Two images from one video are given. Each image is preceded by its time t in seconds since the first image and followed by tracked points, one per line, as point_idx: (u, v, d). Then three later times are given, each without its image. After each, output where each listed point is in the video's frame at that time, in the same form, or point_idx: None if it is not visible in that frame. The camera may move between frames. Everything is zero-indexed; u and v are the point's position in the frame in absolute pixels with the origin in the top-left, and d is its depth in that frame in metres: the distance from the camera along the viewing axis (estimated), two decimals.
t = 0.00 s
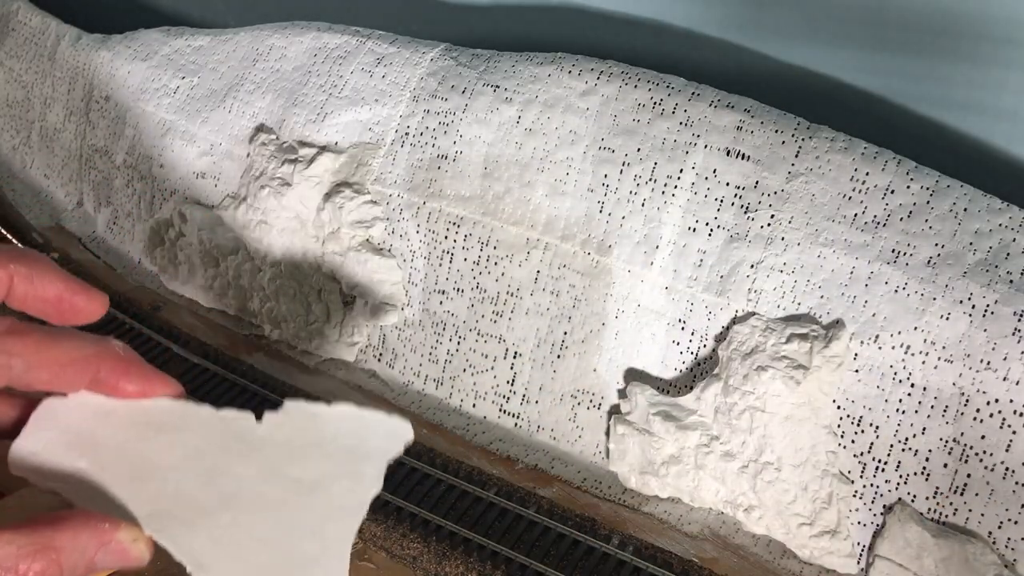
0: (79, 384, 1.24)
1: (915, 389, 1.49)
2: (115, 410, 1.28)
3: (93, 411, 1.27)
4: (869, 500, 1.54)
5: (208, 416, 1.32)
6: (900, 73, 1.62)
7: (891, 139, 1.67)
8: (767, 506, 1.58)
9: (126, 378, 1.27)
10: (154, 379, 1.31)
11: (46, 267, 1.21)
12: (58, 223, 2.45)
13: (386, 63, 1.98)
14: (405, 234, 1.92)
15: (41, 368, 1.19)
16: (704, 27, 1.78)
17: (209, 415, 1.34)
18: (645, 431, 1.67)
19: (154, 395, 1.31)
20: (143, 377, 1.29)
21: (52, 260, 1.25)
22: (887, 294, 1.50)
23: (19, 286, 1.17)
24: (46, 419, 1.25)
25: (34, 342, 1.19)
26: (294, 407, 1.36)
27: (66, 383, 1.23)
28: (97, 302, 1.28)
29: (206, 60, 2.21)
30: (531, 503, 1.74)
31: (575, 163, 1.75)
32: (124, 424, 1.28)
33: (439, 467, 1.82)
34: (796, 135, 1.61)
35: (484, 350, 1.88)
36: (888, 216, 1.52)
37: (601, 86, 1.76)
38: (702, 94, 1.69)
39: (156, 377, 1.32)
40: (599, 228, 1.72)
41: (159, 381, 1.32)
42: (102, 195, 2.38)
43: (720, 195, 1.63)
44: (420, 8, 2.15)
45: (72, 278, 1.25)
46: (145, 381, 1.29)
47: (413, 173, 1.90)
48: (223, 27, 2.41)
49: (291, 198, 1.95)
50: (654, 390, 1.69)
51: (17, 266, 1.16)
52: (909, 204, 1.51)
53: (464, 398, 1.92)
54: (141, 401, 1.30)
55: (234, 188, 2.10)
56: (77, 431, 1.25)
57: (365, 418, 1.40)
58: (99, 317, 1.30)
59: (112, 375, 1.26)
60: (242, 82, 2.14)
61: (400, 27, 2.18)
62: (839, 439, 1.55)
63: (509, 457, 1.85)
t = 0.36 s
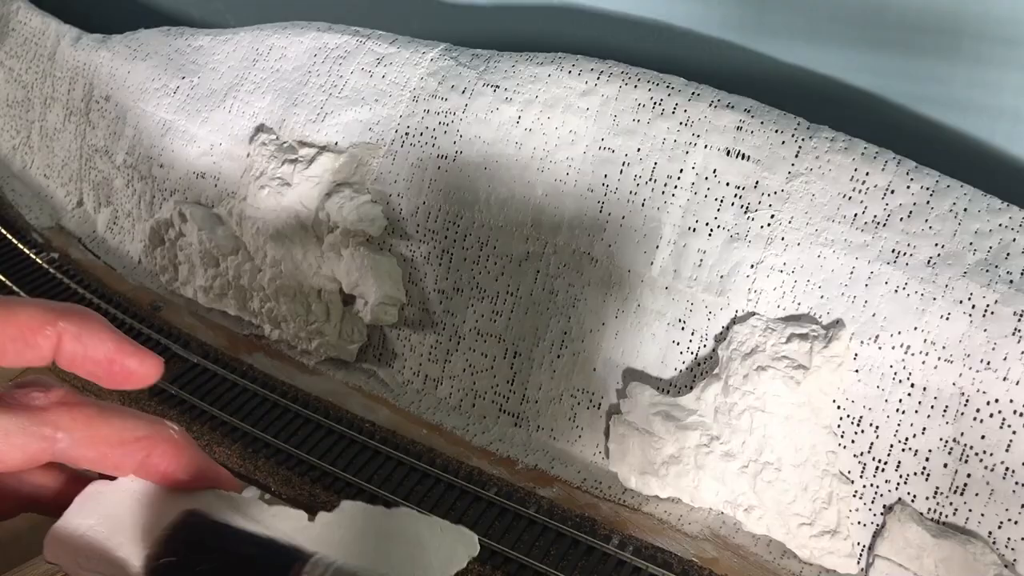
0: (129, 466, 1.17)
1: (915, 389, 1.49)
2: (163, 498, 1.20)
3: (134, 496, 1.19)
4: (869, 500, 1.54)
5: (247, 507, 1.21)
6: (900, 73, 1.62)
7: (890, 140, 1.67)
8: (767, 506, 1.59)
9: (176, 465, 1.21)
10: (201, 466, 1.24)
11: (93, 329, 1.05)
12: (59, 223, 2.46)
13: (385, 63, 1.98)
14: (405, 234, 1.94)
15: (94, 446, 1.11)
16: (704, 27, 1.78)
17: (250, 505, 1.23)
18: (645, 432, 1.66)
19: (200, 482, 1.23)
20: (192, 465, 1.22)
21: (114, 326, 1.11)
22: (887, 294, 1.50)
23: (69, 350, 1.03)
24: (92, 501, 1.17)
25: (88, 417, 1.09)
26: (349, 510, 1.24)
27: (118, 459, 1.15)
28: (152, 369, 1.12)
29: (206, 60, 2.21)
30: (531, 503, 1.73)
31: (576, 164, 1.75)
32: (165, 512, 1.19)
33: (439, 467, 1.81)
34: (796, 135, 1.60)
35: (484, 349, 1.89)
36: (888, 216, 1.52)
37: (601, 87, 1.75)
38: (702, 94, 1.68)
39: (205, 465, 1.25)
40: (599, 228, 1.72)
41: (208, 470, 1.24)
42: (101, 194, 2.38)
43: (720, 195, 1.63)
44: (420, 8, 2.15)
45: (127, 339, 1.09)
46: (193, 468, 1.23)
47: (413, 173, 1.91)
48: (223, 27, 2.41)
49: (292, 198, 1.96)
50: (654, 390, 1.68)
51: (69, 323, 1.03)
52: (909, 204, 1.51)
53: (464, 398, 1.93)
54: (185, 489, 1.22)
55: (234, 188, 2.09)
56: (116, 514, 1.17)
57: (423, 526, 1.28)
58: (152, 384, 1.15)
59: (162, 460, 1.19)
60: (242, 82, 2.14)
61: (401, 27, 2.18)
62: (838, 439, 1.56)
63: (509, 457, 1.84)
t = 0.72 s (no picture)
0: (102, 455, 1.15)
1: (915, 389, 1.49)
2: (136, 493, 1.17)
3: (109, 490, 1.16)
4: (869, 500, 1.54)
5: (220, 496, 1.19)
6: (900, 74, 1.62)
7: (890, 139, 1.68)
8: (767, 506, 1.59)
9: (149, 459, 1.17)
10: (177, 460, 1.20)
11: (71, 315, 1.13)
12: (57, 223, 2.46)
13: (386, 63, 1.98)
14: (405, 234, 1.94)
15: (64, 433, 1.09)
16: (704, 28, 1.78)
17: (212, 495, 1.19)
18: (644, 431, 1.66)
19: (175, 476, 1.19)
20: (166, 458, 1.18)
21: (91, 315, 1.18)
22: (887, 294, 1.50)
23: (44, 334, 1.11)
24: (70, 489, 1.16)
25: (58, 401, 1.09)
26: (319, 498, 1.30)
27: (90, 448, 1.13)
28: (125, 354, 1.18)
29: (206, 60, 2.21)
30: (531, 503, 1.73)
31: (576, 163, 1.75)
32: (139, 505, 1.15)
33: (439, 467, 1.81)
34: (796, 135, 1.60)
35: (484, 350, 1.89)
36: (888, 216, 1.52)
37: (601, 87, 1.74)
38: (701, 94, 1.68)
39: (181, 459, 1.20)
40: (599, 228, 1.73)
41: (184, 464, 1.20)
42: (101, 194, 2.38)
43: (720, 195, 1.63)
44: (421, 9, 2.15)
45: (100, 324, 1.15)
46: (168, 462, 1.18)
47: (413, 174, 1.91)
48: (223, 27, 2.41)
49: (292, 199, 1.96)
50: (654, 390, 1.68)
51: (43, 307, 1.10)
52: (909, 204, 1.51)
53: (465, 398, 1.93)
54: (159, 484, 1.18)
55: (234, 188, 2.09)
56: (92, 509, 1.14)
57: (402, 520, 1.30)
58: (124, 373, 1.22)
59: (134, 453, 1.16)
60: (242, 82, 2.14)
61: (401, 27, 2.18)
62: (838, 439, 1.56)
63: (509, 457, 1.84)
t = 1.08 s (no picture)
0: (80, 423, 1.32)
1: (915, 389, 1.49)
2: (114, 454, 1.36)
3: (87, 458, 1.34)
4: (869, 500, 1.54)
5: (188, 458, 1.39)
6: (900, 74, 1.62)
7: (889, 139, 1.68)
8: (767, 507, 1.58)
9: (125, 423, 1.35)
10: (152, 425, 1.38)
11: (37, 306, 1.28)
12: (57, 223, 2.46)
13: (386, 63, 1.98)
14: (405, 234, 1.93)
15: (39, 408, 1.26)
16: (705, 27, 1.78)
17: (208, 461, 1.41)
18: (645, 431, 1.66)
19: (151, 439, 1.38)
20: (141, 422, 1.37)
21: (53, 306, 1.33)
22: (887, 294, 1.50)
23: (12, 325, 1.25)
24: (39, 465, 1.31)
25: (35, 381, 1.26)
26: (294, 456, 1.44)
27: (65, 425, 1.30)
28: (91, 343, 1.34)
29: (206, 60, 2.21)
30: (531, 503, 1.73)
31: (577, 163, 1.75)
32: (122, 467, 1.35)
33: (439, 467, 1.82)
34: (796, 135, 1.60)
35: (484, 349, 1.89)
36: (888, 216, 1.52)
37: (601, 87, 1.76)
38: (701, 94, 1.69)
39: (155, 423, 1.39)
40: (599, 228, 1.72)
41: (158, 428, 1.39)
42: (101, 194, 2.38)
43: (720, 195, 1.63)
44: (421, 9, 2.15)
45: (68, 318, 1.31)
46: (144, 426, 1.37)
47: (413, 174, 1.90)
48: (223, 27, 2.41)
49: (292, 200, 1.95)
50: (654, 390, 1.68)
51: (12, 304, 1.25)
52: (909, 204, 1.51)
53: (464, 397, 1.93)
54: (138, 444, 1.38)
55: (234, 188, 2.09)
56: (75, 474, 1.33)
57: (350, 475, 1.44)
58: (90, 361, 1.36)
59: (109, 419, 1.33)
60: (243, 82, 2.14)
61: (402, 27, 2.18)
62: (838, 439, 1.56)
63: (509, 457, 1.84)
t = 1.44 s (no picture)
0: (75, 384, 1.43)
1: (915, 389, 1.49)
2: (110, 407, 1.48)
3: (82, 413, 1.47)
4: (869, 500, 1.54)
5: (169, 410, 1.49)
6: (900, 73, 1.62)
7: (889, 140, 1.68)
8: (768, 507, 1.58)
9: (117, 381, 1.45)
10: (144, 381, 1.48)
11: (31, 297, 1.30)
12: (58, 223, 2.46)
13: (386, 63, 1.98)
14: (405, 234, 1.92)
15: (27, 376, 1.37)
16: (704, 27, 1.78)
17: (197, 419, 1.48)
18: (645, 431, 1.66)
19: (144, 395, 1.48)
20: (133, 379, 1.47)
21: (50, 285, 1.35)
22: (887, 294, 1.50)
23: (7, 319, 1.27)
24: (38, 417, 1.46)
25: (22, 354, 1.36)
26: (293, 421, 1.46)
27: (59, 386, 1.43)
28: (87, 323, 1.37)
29: (206, 60, 2.21)
30: (531, 503, 1.75)
31: (577, 163, 1.75)
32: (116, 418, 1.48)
33: (439, 467, 1.83)
34: (796, 135, 1.61)
35: (484, 350, 1.88)
36: (888, 216, 1.52)
37: (601, 87, 1.76)
38: (701, 94, 1.69)
39: (148, 380, 1.49)
40: (599, 228, 1.72)
41: (150, 384, 1.49)
42: (101, 194, 2.38)
43: (720, 195, 1.63)
44: (422, 9, 2.15)
45: (63, 302, 1.34)
46: (136, 383, 1.47)
47: (413, 174, 1.90)
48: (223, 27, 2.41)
49: (292, 201, 1.95)
50: (655, 390, 1.68)
51: (7, 301, 1.27)
52: (909, 204, 1.51)
53: (464, 398, 1.92)
54: (135, 401, 1.48)
55: (234, 188, 2.09)
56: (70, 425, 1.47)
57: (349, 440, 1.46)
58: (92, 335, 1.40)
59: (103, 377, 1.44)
60: (243, 82, 2.14)
61: (402, 27, 2.18)
62: (839, 439, 1.55)
63: (509, 457, 1.85)
